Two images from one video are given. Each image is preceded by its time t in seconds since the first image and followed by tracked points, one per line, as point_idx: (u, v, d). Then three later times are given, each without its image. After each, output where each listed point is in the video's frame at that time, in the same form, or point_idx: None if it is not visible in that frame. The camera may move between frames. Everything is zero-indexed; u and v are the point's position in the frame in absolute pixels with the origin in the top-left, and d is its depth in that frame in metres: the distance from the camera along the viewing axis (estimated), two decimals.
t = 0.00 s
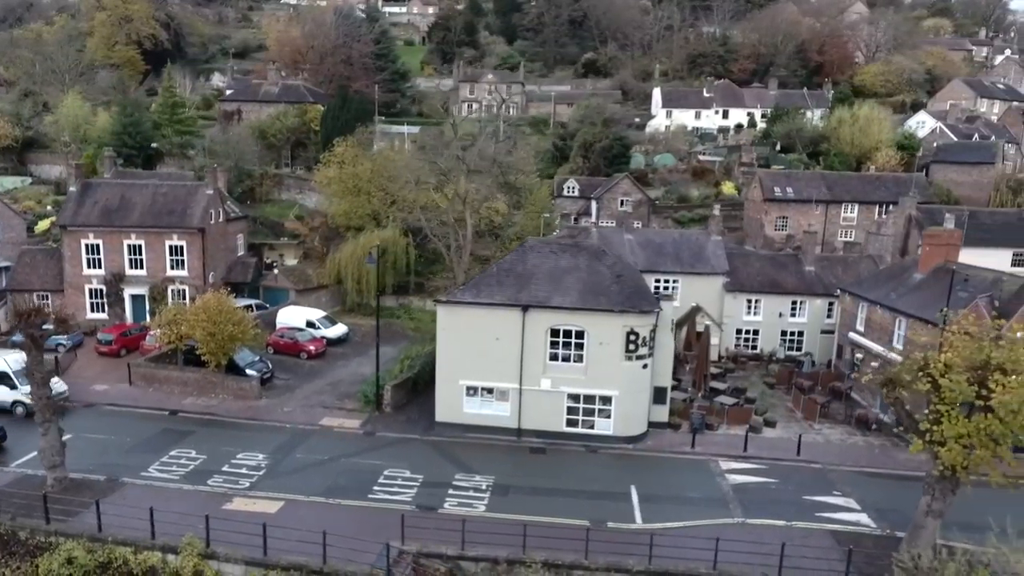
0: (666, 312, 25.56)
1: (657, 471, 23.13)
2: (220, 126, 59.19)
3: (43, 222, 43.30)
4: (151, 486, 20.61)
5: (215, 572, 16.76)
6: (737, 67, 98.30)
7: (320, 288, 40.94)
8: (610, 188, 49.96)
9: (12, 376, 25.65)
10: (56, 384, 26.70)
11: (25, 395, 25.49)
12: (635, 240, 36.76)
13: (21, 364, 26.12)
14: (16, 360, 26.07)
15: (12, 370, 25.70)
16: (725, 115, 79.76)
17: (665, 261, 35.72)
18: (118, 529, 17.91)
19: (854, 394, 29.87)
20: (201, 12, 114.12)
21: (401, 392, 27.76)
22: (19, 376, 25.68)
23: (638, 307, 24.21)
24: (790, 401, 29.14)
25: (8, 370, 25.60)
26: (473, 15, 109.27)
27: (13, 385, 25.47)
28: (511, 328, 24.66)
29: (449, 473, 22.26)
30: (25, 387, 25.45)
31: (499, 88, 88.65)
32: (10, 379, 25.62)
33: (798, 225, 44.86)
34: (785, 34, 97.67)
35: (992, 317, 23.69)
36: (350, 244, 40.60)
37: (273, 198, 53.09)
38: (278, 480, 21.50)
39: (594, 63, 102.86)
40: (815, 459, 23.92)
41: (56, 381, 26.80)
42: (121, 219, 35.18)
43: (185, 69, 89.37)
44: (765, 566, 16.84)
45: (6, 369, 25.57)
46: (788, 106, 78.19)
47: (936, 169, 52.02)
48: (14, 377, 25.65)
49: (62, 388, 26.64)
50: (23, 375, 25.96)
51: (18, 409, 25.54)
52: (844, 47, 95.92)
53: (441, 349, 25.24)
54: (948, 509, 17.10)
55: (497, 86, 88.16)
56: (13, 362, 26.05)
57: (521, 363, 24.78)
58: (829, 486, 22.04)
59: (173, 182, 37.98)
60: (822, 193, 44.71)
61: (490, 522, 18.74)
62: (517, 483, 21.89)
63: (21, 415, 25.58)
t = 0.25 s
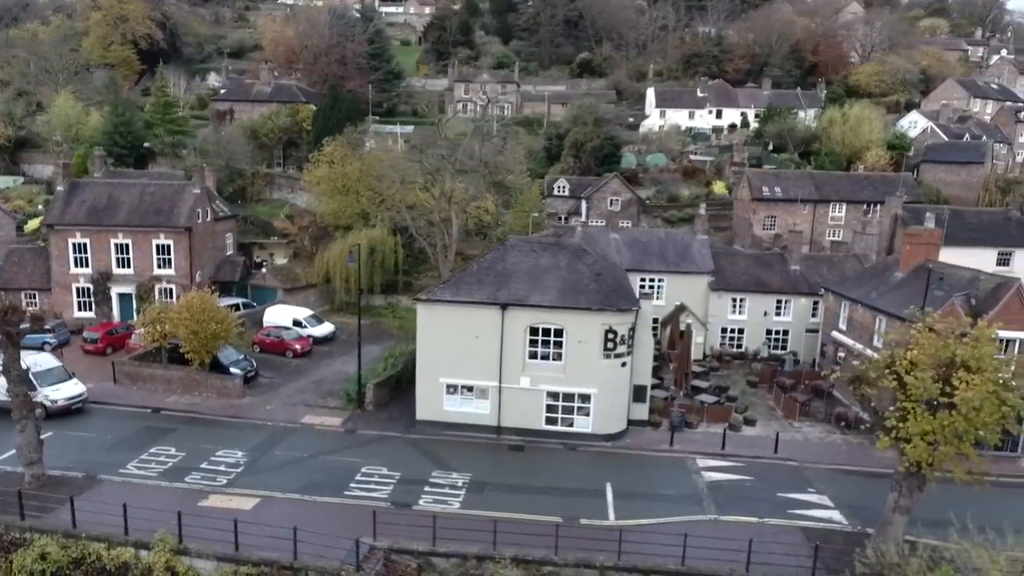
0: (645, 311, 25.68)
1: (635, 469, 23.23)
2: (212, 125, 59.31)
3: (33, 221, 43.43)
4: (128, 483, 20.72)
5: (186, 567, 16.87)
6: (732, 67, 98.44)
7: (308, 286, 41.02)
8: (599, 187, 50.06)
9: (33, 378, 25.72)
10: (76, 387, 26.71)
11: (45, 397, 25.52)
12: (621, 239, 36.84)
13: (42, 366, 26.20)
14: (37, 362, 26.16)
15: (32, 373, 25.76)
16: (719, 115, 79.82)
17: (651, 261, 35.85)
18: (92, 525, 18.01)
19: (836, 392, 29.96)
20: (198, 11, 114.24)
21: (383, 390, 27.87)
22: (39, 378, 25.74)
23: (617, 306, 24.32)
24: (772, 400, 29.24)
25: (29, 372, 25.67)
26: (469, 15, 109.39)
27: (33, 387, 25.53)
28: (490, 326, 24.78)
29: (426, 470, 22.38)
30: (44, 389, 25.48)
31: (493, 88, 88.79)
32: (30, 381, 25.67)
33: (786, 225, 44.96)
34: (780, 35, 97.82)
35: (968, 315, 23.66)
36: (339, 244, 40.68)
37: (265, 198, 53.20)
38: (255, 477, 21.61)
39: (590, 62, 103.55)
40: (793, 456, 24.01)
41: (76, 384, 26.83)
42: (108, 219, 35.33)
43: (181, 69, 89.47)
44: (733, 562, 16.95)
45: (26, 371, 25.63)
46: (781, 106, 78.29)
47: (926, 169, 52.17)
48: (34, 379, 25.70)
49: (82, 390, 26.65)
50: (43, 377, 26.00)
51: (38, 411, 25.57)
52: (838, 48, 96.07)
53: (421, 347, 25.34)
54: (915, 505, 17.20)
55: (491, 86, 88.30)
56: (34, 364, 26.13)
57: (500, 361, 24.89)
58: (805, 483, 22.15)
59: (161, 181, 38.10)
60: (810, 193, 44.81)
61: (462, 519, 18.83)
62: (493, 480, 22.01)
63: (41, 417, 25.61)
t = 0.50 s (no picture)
0: (624, 309, 25.88)
1: (611, 466, 23.36)
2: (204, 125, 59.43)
3: (22, 221, 43.57)
4: (106, 480, 20.85)
5: (159, 563, 17.00)
6: (726, 67, 98.61)
7: (297, 286, 41.07)
8: (589, 187, 50.18)
9: (50, 379, 25.44)
10: (93, 387, 26.50)
11: (63, 399, 25.34)
12: (607, 238, 36.96)
13: (60, 366, 25.87)
14: (55, 361, 25.82)
15: (50, 374, 25.46)
16: (712, 115, 79.87)
17: (636, 260, 36.01)
18: (67, 521, 18.14)
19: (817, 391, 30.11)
20: (194, 11, 114.34)
21: (366, 388, 28.02)
22: (57, 379, 25.47)
23: (595, 304, 24.48)
24: (753, 398, 29.40)
25: (46, 373, 25.37)
26: (465, 15, 109.56)
27: (51, 389, 25.29)
28: (469, 324, 24.94)
29: (403, 468, 22.51)
30: (63, 391, 25.27)
31: (488, 88, 88.92)
32: (48, 382, 25.41)
33: (774, 224, 45.09)
34: (774, 35, 98.01)
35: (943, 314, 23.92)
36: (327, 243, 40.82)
37: (256, 197, 53.34)
38: (233, 474, 21.75)
39: (584, 62, 103.48)
40: (770, 454, 24.16)
41: (93, 383, 26.60)
42: (95, 218, 35.51)
43: (176, 69, 89.57)
44: (701, 558, 17.09)
45: (45, 372, 25.33)
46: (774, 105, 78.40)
47: (916, 169, 52.56)
48: (52, 380, 25.43)
49: (99, 390, 26.45)
50: (60, 378, 25.73)
51: (56, 412, 25.43)
52: (833, 48, 96.27)
53: (401, 345, 25.49)
54: (883, 502, 17.32)
55: (486, 86, 88.47)
56: (51, 364, 25.79)
57: (479, 359, 25.04)
58: (779, 480, 22.30)
59: (149, 180, 38.25)
60: (798, 192, 44.95)
61: (435, 516, 18.97)
62: (470, 477, 22.15)
63: (59, 418, 25.48)
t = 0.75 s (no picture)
0: (604, 307, 26.04)
1: (589, 463, 23.49)
2: (196, 125, 59.58)
3: (11, 220, 43.75)
4: (84, 477, 21.00)
5: (132, 558, 17.14)
6: (721, 67, 98.77)
7: (285, 284, 41.12)
8: (578, 187, 50.32)
9: (70, 380, 25.13)
10: (112, 388, 26.25)
11: (83, 401, 25.11)
12: (593, 237, 37.09)
13: (78, 367, 25.52)
14: (73, 362, 25.44)
15: (69, 375, 25.12)
16: (706, 114, 79.97)
17: (621, 259, 36.16)
18: (42, 517, 18.29)
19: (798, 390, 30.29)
20: (190, 11, 114.44)
21: (348, 386, 28.15)
22: (76, 381, 25.16)
23: (573, 302, 24.61)
24: (734, 396, 29.53)
25: (65, 374, 25.04)
26: (460, 15, 109.68)
27: (71, 391, 25.03)
28: (449, 322, 25.08)
29: (381, 464, 22.67)
30: (83, 393, 25.02)
31: (483, 88, 89.02)
32: (67, 383, 25.11)
33: (762, 223, 45.18)
34: (769, 35, 98.18)
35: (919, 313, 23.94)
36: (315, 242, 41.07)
37: (247, 196, 53.46)
38: (211, 471, 21.90)
39: (579, 62, 103.89)
40: (748, 452, 24.31)
41: (111, 383, 26.32)
42: (83, 217, 35.65)
43: (172, 69, 89.66)
44: (669, 554, 17.25)
45: (64, 374, 24.99)
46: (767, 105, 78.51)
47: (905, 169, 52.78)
48: (71, 382, 25.14)
49: (118, 390, 26.22)
50: (79, 379, 25.41)
51: (76, 414, 25.25)
52: (827, 47, 96.42)
53: (381, 343, 25.63)
54: (850, 498, 17.46)
55: (480, 86, 88.61)
56: (70, 365, 25.43)
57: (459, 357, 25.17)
58: (754, 477, 22.45)
59: (137, 179, 38.38)
60: (786, 192, 45.06)
61: (408, 512, 19.11)
62: (447, 474, 22.31)
63: (79, 419, 25.31)
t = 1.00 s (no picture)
0: (584, 305, 26.21)
1: (567, 460, 23.63)
2: (189, 124, 59.79)
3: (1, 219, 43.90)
4: (62, 473, 21.18)
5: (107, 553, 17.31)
6: (715, 67, 98.92)
7: (274, 284, 41.26)
8: (568, 186, 50.44)
9: (89, 381, 25.10)
10: (130, 390, 26.19)
11: (102, 402, 25.02)
12: (579, 236, 37.24)
13: (97, 368, 25.52)
14: (93, 364, 25.45)
15: (88, 376, 25.10)
16: (699, 114, 80.12)
17: (607, 258, 36.30)
18: (18, 513, 18.45)
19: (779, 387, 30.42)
20: (186, 11, 114.54)
21: (331, 384, 28.29)
22: (95, 382, 25.13)
23: (552, 300, 24.77)
24: (716, 394, 29.67)
25: (85, 375, 25.01)
26: (456, 15, 109.83)
27: (90, 392, 24.97)
28: (429, 321, 25.22)
29: (359, 462, 22.81)
30: (101, 394, 24.96)
31: (478, 88, 89.15)
32: (86, 385, 25.08)
33: (750, 223, 45.29)
34: (763, 35, 98.29)
35: (895, 311, 24.14)
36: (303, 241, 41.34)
37: (238, 196, 53.61)
38: (189, 468, 22.08)
39: (574, 62, 104.09)
40: (724, 449, 24.47)
41: (129, 385, 26.27)
42: (70, 216, 35.84)
43: (168, 69, 89.78)
44: (638, 551, 17.42)
45: (83, 375, 24.97)
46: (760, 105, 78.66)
47: (894, 168, 53.00)
48: (91, 383, 25.10)
49: (136, 392, 26.14)
50: (98, 380, 25.38)
51: (95, 415, 25.15)
52: (822, 47, 96.52)
53: (362, 341, 25.79)
54: (818, 493, 17.60)
55: (475, 86, 88.72)
56: (90, 366, 25.44)
57: (439, 355, 25.33)
58: (729, 474, 22.60)
59: (125, 179, 38.56)
60: (774, 191, 45.19)
61: (382, 508, 19.25)
62: (424, 471, 22.46)
63: (97, 421, 25.19)
